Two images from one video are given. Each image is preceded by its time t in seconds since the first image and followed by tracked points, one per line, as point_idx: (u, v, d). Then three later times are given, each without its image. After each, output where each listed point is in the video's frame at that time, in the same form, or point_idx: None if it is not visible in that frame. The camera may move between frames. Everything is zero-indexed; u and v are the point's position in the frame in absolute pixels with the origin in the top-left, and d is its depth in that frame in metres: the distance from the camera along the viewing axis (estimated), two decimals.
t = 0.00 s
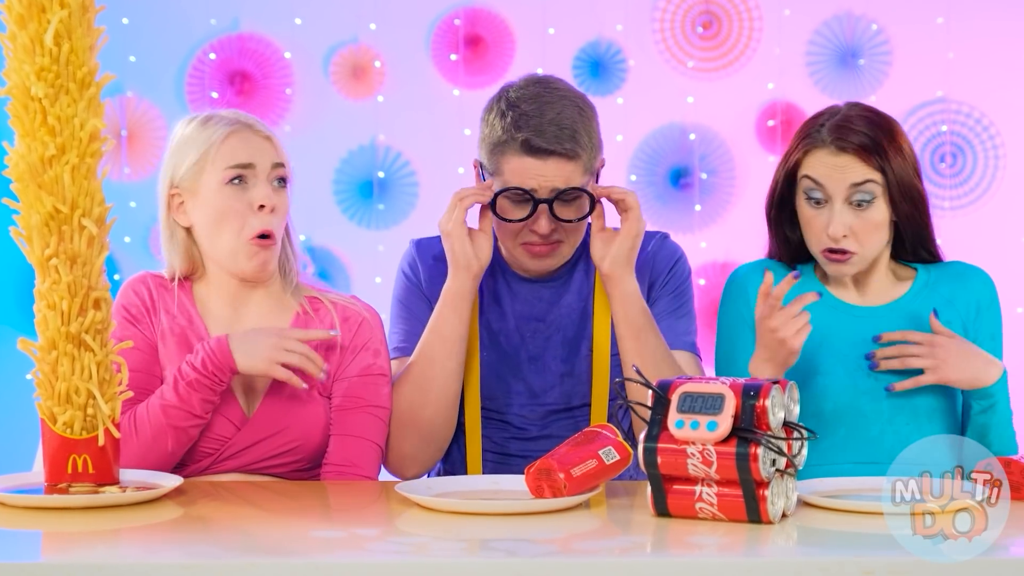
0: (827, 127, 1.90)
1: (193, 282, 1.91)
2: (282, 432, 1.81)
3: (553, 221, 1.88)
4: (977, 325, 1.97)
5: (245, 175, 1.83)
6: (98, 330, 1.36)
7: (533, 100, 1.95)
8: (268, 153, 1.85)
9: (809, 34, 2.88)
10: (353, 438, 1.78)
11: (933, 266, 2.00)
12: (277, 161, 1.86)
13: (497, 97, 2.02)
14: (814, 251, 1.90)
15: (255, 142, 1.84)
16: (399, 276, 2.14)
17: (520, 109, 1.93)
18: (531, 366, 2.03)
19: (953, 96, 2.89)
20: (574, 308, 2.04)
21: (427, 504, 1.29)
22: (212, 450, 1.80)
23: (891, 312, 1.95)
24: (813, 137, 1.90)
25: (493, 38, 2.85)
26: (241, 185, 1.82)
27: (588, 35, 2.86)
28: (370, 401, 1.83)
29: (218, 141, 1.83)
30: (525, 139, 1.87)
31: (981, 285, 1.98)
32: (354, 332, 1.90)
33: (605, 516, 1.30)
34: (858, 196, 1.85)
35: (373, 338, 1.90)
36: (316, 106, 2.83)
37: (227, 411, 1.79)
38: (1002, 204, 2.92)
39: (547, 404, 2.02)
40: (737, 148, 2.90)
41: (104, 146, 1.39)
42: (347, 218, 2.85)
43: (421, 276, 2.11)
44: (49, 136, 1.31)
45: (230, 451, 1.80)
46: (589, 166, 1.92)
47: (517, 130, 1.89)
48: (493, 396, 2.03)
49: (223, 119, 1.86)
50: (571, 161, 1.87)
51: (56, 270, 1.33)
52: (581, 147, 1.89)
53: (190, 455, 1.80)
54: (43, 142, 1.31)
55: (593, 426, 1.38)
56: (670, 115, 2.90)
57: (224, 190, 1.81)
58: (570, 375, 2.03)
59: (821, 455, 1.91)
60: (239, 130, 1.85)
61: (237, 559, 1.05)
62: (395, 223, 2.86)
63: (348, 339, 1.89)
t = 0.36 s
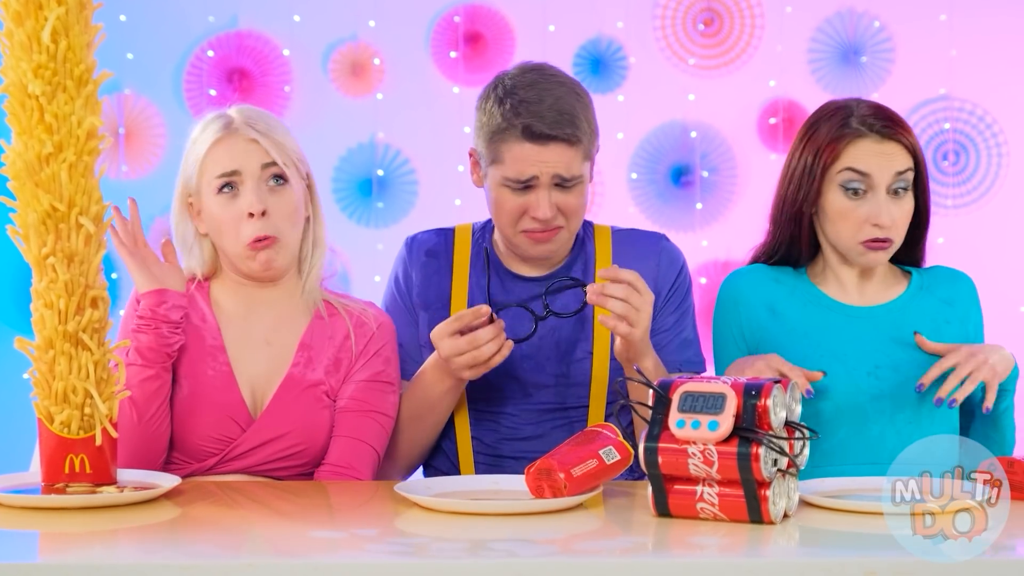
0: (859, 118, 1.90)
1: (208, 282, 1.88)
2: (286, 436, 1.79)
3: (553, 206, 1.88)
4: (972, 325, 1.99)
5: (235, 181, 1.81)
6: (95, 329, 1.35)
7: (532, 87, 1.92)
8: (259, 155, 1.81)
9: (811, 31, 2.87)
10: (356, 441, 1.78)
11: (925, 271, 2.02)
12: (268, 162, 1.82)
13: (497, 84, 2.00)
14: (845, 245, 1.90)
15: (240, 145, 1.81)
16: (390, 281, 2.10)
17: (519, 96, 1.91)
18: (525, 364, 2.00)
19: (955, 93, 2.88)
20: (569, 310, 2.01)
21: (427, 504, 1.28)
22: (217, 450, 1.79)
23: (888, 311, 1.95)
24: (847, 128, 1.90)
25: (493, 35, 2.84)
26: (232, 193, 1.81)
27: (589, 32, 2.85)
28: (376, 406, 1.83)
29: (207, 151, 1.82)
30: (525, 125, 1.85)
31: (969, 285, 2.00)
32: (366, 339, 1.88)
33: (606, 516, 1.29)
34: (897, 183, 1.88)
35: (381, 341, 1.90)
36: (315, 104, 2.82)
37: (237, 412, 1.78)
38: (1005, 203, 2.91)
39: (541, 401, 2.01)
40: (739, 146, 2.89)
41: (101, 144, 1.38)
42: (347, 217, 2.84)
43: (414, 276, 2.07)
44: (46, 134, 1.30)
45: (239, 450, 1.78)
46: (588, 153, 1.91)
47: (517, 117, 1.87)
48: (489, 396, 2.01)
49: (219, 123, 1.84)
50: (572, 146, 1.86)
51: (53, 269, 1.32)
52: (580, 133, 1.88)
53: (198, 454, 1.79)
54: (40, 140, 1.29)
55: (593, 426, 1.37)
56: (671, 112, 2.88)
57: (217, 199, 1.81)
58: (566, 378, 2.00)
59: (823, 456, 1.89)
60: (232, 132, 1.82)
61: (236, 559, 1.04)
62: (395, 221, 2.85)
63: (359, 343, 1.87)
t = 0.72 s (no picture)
0: (868, 106, 1.92)
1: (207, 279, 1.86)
2: (288, 438, 1.79)
3: (547, 214, 1.88)
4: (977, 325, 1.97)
5: (277, 186, 1.80)
6: (93, 328, 1.34)
7: (519, 93, 1.91)
8: (305, 169, 1.83)
9: (813, 28, 2.86)
10: (359, 442, 1.77)
11: (932, 268, 2.00)
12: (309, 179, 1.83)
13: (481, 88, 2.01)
14: (858, 232, 1.89)
15: (294, 155, 1.82)
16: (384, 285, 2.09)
17: (508, 107, 1.90)
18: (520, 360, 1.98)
19: (959, 90, 2.87)
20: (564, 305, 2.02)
21: (426, 504, 1.27)
22: (217, 454, 1.77)
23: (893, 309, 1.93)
24: (858, 114, 1.91)
25: (493, 32, 2.83)
26: (269, 196, 1.80)
27: (589, 29, 2.84)
28: (374, 406, 1.83)
29: (259, 143, 1.81)
30: (516, 140, 1.85)
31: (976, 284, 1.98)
32: (366, 338, 1.87)
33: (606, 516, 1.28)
34: (909, 168, 1.89)
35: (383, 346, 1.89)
36: (314, 101, 2.81)
37: (239, 416, 1.77)
38: (1007, 202, 2.90)
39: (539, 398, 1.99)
40: (741, 144, 2.88)
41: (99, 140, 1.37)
42: (346, 215, 2.83)
43: (409, 275, 2.06)
44: (44, 132, 1.29)
45: (238, 454, 1.77)
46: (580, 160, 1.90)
47: (508, 130, 1.86)
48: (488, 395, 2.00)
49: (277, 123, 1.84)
50: (564, 157, 1.86)
51: (50, 267, 1.31)
52: (571, 143, 1.87)
53: (198, 457, 1.78)
54: (37, 138, 1.28)
55: (593, 425, 1.35)
56: (672, 110, 2.87)
57: (253, 195, 1.79)
58: (564, 370, 1.98)
59: (827, 455, 1.87)
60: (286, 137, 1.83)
61: (234, 559, 1.03)
62: (394, 220, 2.84)
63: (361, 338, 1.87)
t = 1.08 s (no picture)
0: (873, 102, 1.92)
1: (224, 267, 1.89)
2: (273, 436, 1.76)
3: (532, 201, 1.86)
4: (989, 331, 1.92)
5: (235, 180, 1.81)
6: (91, 327, 1.33)
7: (518, 79, 1.91)
8: (261, 155, 1.82)
9: (815, 25, 2.84)
10: (352, 437, 1.75)
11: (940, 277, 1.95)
12: (268, 164, 1.82)
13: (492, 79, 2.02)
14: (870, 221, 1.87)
15: (247, 145, 1.81)
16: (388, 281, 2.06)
17: (505, 90, 1.89)
18: (526, 361, 1.98)
19: (962, 88, 2.86)
20: (572, 306, 2.00)
21: (425, 504, 1.26)
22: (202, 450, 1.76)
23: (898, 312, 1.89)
24: (864, 111, 1.90)
25: (493, 29, 2.81)
26: (231, 191, 1.81)
27: (589, 26, 2.82)
28: (371, 399, 1.81)
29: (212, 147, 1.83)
30: (503, 119, 1.83)
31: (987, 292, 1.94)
32: (363, 331, 1.86)
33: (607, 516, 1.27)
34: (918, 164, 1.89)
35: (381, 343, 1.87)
36: (312, 99, 2.79)
37: (227, 415, 1.76)
38: (1010, 200, 2.89)
39: (544, 397, 1.98)
40: (742, 142, 2.86)
41: (97, 138, 1.36)
42: (347, 215, 2.82)
43: (411, 272, 2.04)
44: (41, 130, 1.28)
45: (224, 450, 1.75)
46: (571, 152, 1.88)
47: (498, 109, 1.85)
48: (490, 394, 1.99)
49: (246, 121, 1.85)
50: (550, 144, 1.84)
51: (47, 266, 1.30)
52: (562, 131, 1.85)
53: (184, 452, 1.76)
54: (34, 136, 1.27)
55: (594, 425, 1.34)
56: (673, 108, 2.86)
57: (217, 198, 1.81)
58: (570, 372, 1.98)
59: (828, 457, 1.86)
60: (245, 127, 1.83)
61: (233, 560, 1.02)
62: (393, 218, 2.83)
63: (361, 333, 1.86)
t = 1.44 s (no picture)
0: (876, 100, 1.90)
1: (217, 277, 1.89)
2: (281, 444, 1.74)
3: (555, 182, 1.86)
4: (991, 326, 1.90)
5: (257, 163, 1.81)
6: (88, 326, 1.32)
7: (552, 62, 1.93)
8: (286, 144, 1.82)
9: (817, 22, 2.83)
10: (366, 446, 1.75)
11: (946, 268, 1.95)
12: (291, 152, 1.82)
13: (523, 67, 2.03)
14: (874, 220, 1.86)
15: (273, 131, 1.83)
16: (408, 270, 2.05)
17: (537, 70, 1.91)
18: (542, 358, 1.97)
19: (964, 85, 2.85)
20: (587, 303, 1.99)
21: (425, 504, 1.25)
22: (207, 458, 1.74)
23: (902, 313, 1.89)
24: (867, 108, 1.89)
25: (493, 26, 2.80)
26: (251, 175, 1.81)
27: (590, 23, 2.80)
28: (385, 408, 1.81)
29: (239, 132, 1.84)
30: (534, 97, 1.85)
31: (994, 288, 1.92)
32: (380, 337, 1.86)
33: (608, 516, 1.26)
34: (921, 163, 1.87)
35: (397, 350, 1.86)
36: (311, 96, 2.78)
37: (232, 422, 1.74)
38: (1013, 199, 2.88)
39: (555, 395, 1.96)
40: (744, 139, 2.85)
41: (94, 136, 1.35)
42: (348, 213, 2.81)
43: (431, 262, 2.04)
44: (38, 128, 1.27)
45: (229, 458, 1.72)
46: (599, 135, 1.89)
47: (530, 88, 1.87)
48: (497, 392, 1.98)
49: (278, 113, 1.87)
50: (579, 124, 1.86)
51: (44, 265, 1.29)
52: (589, 112, 1.87)
53: (186, 460, 1.74)
54: (31, 134, 1.26)
55: (595, 424, 1.32)
56: (674, 106, 2.85)
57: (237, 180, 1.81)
58: (581, 371, 1.96)
59: (829, 457, 1.85)
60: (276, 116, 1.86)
61: (231, 560, 1.01)
62: (392, 216, 2.82)
63: (375, 341, 1.85)
